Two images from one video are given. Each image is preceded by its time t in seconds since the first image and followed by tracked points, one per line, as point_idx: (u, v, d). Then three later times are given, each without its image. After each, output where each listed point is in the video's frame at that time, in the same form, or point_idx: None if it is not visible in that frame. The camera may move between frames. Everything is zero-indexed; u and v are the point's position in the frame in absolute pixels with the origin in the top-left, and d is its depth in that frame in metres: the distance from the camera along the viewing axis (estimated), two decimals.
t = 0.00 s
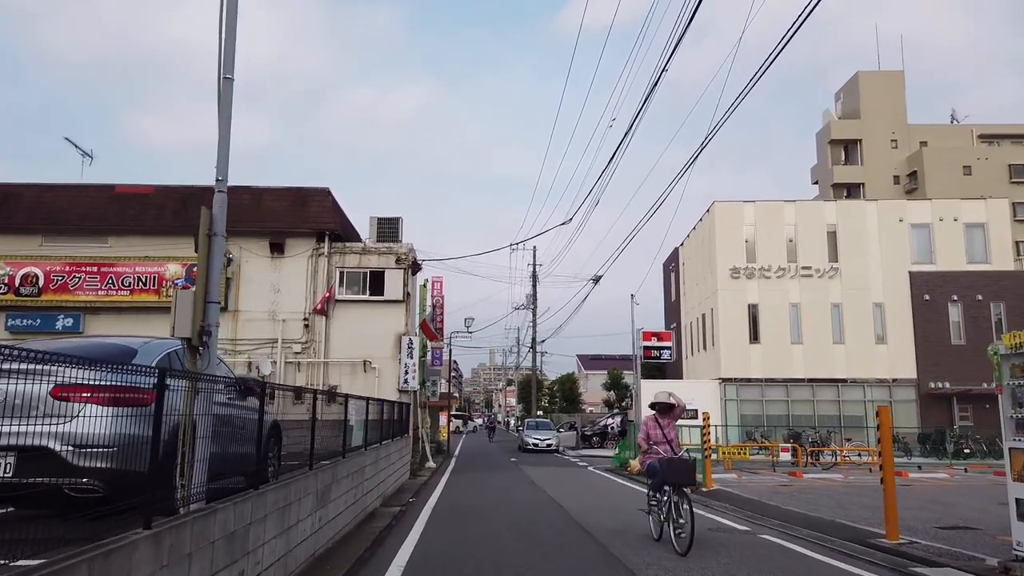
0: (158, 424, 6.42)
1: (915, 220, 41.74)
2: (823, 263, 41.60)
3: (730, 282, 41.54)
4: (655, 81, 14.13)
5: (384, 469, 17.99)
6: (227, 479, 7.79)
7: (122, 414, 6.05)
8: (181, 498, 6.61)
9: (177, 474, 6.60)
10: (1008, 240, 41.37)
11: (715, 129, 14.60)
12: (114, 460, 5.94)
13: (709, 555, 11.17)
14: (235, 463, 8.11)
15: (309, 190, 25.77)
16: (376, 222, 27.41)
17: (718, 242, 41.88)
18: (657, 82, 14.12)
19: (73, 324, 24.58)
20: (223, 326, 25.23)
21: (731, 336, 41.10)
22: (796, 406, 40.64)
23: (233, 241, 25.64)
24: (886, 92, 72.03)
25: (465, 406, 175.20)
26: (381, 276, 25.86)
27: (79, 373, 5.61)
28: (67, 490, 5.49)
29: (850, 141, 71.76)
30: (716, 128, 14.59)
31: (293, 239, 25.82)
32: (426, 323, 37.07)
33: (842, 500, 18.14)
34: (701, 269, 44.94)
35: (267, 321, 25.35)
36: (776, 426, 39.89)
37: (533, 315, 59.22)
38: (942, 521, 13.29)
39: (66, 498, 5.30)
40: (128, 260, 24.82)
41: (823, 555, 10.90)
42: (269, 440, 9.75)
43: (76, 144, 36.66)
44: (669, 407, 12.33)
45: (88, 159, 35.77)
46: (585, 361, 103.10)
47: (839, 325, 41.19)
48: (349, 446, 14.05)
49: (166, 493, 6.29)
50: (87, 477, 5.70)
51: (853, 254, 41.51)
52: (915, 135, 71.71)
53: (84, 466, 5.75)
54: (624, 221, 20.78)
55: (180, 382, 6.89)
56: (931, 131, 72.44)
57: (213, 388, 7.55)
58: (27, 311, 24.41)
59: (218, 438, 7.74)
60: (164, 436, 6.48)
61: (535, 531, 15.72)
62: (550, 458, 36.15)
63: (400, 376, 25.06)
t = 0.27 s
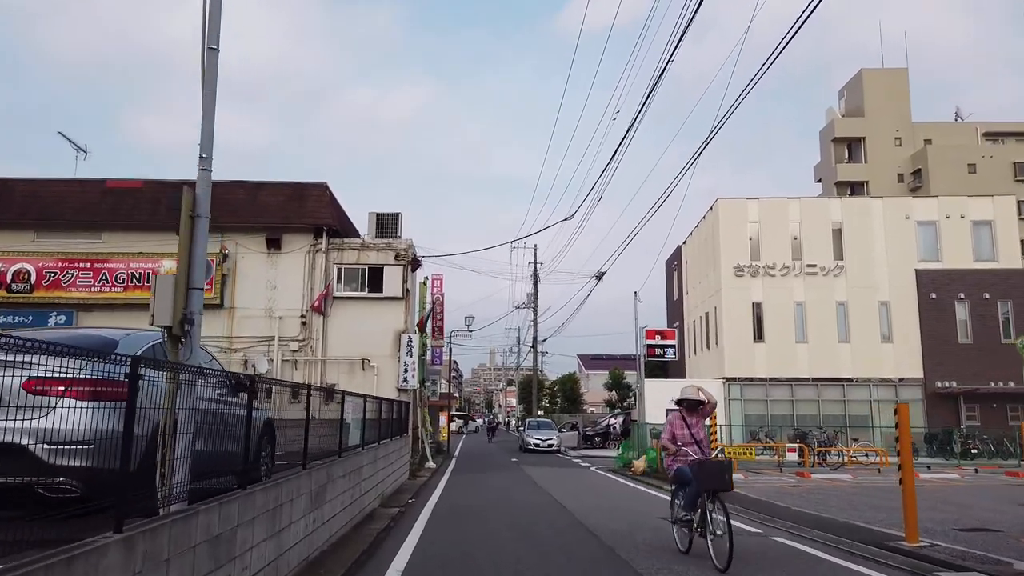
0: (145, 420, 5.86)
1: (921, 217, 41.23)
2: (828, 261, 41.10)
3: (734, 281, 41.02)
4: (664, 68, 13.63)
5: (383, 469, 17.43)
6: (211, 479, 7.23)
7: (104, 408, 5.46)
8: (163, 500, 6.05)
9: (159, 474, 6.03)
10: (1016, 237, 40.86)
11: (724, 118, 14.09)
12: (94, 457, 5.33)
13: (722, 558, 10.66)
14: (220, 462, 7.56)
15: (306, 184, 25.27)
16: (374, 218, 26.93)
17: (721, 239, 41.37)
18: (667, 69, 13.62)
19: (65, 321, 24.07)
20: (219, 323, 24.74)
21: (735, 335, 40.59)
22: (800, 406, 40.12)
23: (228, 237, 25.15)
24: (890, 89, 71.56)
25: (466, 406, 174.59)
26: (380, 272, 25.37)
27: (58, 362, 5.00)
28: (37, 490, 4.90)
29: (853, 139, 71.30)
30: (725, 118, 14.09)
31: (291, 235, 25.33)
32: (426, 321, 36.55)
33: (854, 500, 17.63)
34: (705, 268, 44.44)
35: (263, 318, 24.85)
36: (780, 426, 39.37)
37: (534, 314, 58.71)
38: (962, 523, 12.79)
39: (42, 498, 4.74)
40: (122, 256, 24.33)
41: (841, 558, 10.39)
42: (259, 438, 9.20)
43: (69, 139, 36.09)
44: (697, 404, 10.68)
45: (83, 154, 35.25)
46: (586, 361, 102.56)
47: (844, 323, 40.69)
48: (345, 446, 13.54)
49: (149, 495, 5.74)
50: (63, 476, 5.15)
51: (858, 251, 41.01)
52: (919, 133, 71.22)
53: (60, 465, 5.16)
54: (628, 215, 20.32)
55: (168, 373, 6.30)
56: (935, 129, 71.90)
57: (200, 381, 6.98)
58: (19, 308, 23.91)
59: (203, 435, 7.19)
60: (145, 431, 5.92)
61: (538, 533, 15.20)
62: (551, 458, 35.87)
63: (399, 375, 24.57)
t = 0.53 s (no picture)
0: (130, 427, 5.48)
1: (926, 216, 40.88)
2: (832, 261, 40.73)
3: (737, 281, 40.64)
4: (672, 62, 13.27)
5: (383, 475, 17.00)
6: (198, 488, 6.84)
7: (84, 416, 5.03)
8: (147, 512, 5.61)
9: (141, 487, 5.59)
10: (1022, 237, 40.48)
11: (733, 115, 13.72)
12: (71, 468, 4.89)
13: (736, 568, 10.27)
14: (210, 469, 7.19)
15: (305, 182, 24.90)
16: (375, 217, 26.55)
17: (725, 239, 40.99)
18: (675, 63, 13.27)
19: (60, 322, 23.71)
20: (217, 323, 24.36)
21: (738, 336, 40.21)
22: (804, 407, 39.74)
23: (226, 236, 24.75)
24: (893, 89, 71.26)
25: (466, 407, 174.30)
26: (380, 272, 25.00)
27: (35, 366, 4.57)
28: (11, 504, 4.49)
29: (855, 139, 71.00)
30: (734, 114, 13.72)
31: (289, 235, 24.96)
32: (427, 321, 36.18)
33: (864, 504, 17.25)
34: (708, 268, 44.06)
35: (262, 318, 24.46)
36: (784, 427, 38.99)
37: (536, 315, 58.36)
38: (981, 530, 12.40)
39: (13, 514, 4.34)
40: (118, 255, 23.97)
41: (860, 568, 9.99)
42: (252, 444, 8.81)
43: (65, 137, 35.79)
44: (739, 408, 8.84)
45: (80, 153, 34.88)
46: (587, 362, 102.24)
47: (849, 324, 40.31)
48: (344, 450, 13.15)
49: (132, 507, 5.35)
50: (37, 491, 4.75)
51: (863, 251, 40.62)
52: (923, 132, 70.91)
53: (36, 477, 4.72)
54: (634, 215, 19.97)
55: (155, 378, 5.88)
56: (938, 128, 71.53)
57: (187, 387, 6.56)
58: (13, 309, 23.54)
59: (186, 442, 6.81)
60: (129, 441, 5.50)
61: (542, 538, 14.82)
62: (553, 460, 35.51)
63: (399, 376, 24.21)
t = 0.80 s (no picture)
0: (107, 419, 5.04)
1: (932, 213, 40.39)
2: (838, 258, 40.29)
3: (741, 278, 40.20)
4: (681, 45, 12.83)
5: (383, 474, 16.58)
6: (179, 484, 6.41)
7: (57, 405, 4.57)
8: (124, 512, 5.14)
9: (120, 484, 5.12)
10: None
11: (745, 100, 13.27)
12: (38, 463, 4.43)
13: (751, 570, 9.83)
14: (194, 465, 6.76)
15: (303, 176, 24.45)
16: (375, 212, 26.10)
17: (728, 236, 40.56)
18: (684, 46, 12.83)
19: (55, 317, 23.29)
20: (214, 319, 23.93)
21: (743, 334, 39.76)
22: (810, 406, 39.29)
23: (224, 231, 24.31)
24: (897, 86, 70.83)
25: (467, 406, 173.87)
26: (380, 267, 24.55)
27: None
28: None
29: (859, 137, 70.59)
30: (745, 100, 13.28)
31: (288, 229, 24.53)
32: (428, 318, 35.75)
33: (877, 503, 16.79)
34: (711, 265, 43.61)
35: (260, 314, 24.05)
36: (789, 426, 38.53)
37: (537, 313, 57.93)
38: (1003, 531, 11.93)
39: None
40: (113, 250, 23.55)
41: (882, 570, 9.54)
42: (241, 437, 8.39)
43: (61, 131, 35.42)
44: (797, 399, 7.51)
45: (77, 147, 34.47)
46: (589, 361, 101.83)
47: (854, 321, 39.85)
48: (342, 448, 12.72)
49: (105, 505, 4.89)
50: None
51: (869, 248, 40.17)
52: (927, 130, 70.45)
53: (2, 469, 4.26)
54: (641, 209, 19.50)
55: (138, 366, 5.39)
56: (943, 126, 71.01)
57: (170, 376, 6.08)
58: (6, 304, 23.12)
59: (167, 437, 6.39)
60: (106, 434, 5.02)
61: (546, 537, 14.39)
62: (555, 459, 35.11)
63: (400, 373, 23.78)
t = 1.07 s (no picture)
0: (79, 424, 4.59)
1: (938, 211, 39.98)
2: (842, 257, 39.85)
3: (745, 277, 39.78)
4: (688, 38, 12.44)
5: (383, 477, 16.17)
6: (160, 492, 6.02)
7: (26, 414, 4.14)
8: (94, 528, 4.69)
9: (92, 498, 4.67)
10: None
11: (752, 93, 12.89)
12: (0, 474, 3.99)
13: None
14: (178, 471, 6.36)
15: (302, 172, 24.03)
16: (374, 209, 25.68)
17: (732, 234, 40.12)
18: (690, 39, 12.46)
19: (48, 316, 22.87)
20: (211, 318, 23.49)
21: (746, 333, 39.36)
22: (814, 406, 38.84)
23: (221, 228, 23.90)
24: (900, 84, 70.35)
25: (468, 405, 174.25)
26: (380, 265, 24.11)
27: None
28: None
29: (861, 135, 70.20)
30: (754, 93, 12.89)
31: (285, 226, 24.10)
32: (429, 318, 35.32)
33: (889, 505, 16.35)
34: (715, 264, 43.19)
35: (257, 313, 23.62)
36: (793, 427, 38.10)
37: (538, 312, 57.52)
38: None
39: None
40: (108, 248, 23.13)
41: None
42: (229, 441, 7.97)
43: (58, 127, 35.00)
44: (881, 400, 6.42)
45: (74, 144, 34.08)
46: (590, 360, 101.54)
47: (859, 320, 39.39)
48: (339, 450, 12.29)
49: (74, 518, 4.47)
50: None
51: (874, 246, 39.70)
52: (930, 128, 69.99)
53: None
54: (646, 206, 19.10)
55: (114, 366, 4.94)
56: (946, 125, 70.59)
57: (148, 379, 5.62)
58: None
59: (147, 441, 5.98)
60: (77, 442, 4.58)
61: (549, 541, 13.96)
62: (557, 459, 34.70)
63: (400, 373, 23.36)
